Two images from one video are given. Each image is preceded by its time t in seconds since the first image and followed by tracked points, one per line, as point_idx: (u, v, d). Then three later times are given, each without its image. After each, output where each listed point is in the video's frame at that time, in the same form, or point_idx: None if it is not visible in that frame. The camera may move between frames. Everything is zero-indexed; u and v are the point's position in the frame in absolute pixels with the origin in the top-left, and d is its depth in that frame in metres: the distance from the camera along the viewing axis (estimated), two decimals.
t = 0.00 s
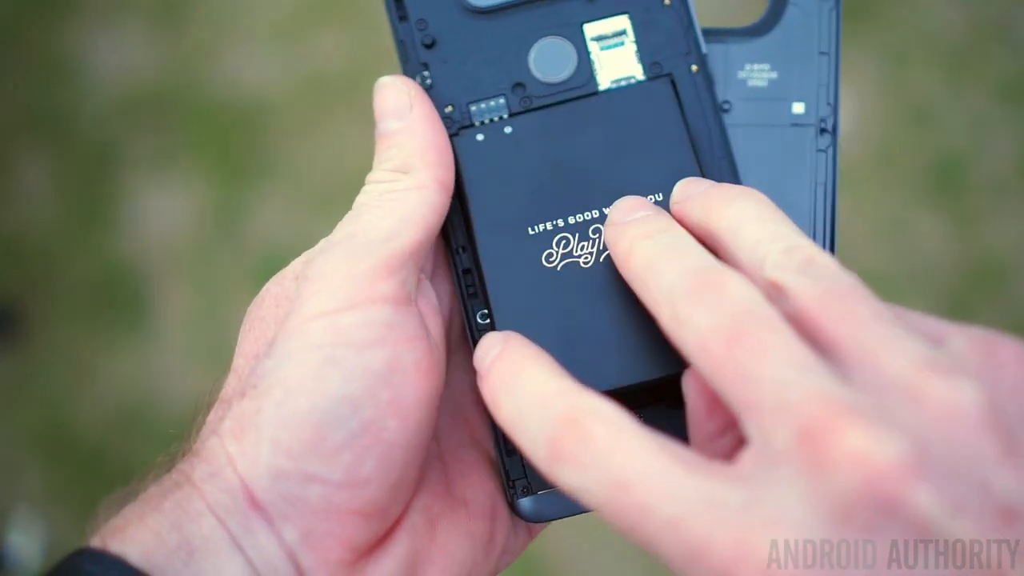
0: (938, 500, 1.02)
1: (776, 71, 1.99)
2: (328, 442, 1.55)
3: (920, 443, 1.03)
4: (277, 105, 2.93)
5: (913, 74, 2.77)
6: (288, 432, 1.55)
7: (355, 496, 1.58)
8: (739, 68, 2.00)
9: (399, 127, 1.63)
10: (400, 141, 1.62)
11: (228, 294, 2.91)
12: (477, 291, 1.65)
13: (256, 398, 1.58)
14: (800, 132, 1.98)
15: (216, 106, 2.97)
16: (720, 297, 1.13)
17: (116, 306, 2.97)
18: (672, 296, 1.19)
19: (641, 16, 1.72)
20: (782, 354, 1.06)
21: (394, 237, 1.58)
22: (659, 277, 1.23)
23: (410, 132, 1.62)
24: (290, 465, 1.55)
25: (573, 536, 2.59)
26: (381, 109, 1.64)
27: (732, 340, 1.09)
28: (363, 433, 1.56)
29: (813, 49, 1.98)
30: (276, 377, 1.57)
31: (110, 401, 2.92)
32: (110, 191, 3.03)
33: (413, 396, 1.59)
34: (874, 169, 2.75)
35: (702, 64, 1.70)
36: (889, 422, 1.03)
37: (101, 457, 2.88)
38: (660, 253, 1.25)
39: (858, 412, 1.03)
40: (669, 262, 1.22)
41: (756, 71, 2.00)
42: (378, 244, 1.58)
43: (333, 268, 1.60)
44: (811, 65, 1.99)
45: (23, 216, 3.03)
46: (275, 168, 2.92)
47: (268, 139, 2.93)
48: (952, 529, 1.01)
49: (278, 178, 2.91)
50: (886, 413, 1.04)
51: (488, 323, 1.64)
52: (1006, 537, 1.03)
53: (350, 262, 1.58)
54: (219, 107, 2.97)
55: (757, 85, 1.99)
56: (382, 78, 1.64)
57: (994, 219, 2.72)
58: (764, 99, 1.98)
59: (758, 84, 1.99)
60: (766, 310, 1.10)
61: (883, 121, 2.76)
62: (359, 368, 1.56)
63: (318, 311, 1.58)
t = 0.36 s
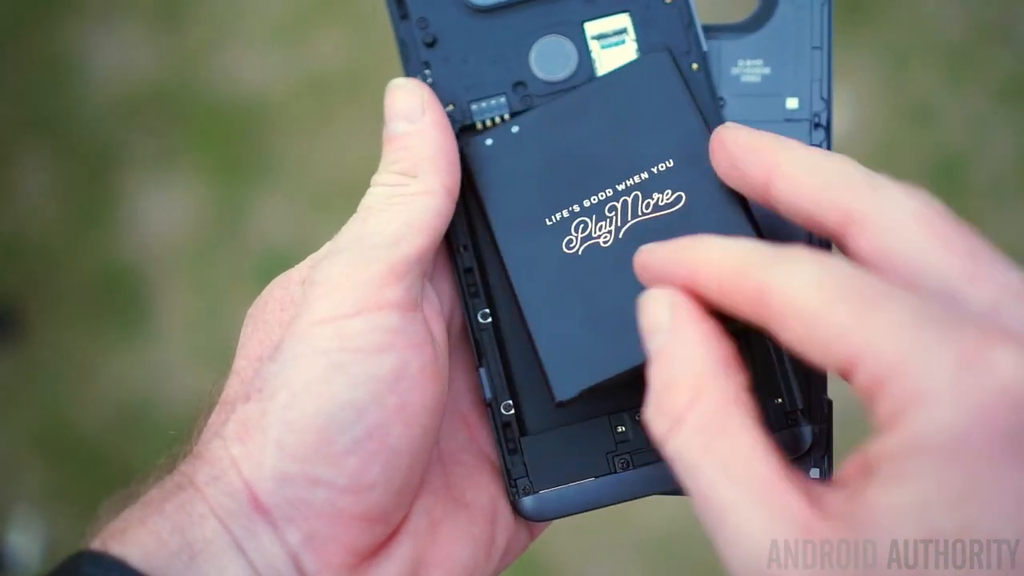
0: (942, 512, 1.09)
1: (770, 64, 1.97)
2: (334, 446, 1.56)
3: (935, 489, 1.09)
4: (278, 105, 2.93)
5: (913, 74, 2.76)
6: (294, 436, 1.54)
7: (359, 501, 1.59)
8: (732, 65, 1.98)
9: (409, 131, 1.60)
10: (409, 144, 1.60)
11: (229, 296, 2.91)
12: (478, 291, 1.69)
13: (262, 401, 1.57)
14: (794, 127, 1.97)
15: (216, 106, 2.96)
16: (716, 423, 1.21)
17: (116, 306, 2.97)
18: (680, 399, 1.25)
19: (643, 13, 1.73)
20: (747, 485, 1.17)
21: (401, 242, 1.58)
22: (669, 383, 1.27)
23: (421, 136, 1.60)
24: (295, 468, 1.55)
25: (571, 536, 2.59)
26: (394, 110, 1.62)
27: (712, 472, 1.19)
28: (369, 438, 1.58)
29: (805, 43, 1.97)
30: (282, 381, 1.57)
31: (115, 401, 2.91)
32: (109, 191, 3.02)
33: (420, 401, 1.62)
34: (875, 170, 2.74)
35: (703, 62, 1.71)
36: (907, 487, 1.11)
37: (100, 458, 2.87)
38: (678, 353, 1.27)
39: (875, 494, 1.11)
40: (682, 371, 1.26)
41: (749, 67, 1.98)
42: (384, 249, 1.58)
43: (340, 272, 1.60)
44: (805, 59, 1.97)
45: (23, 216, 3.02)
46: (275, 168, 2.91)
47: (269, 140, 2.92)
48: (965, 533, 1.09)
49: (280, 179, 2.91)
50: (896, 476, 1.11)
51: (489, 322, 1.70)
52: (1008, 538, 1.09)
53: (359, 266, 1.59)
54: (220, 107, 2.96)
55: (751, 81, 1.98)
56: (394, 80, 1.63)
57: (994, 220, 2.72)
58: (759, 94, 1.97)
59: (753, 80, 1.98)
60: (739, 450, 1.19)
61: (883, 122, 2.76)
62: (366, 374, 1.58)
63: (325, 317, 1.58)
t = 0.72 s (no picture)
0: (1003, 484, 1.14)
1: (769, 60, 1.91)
2: (345, 456, 1.51)
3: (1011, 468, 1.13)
4: (277, 105, 2.92)
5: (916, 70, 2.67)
6: (305, 444, 1.50)
7: (371, 509, 1.56)
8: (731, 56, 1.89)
9: (461, 142, 1.57)
10: (461, 154, 1.57)
11: (228, 295, 2.90)
12: (469, 292, 1.68)
13: (271, 406, 1.53)
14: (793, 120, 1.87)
15: (215, 106, 2.96)
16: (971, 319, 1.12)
17: (116, 305, 2.96)
18: (922, 303, 1.14)
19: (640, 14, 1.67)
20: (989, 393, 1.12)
21: (430, 257, 1.54)
22: (918, 286, 1.14)
23: (472, 150, 1.57)
24: (306, 477, 1.51)
25: (570, 539, 2.59)
26: (451, 115, 1.59)
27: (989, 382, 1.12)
28: (380, 450, 1.54)
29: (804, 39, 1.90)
30: (289, 389, 1.53)
31: (110, 402, 2.91)
32: (108, 190, 3.02)
33: (435, 415, 1.58)
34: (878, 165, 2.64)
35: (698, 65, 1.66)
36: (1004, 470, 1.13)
37: (99, 458, 2.86)
38: (913, 260, 1.15)
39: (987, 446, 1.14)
40: (934, 270, 1.15)
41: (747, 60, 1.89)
42: (411, 261, 1.54)
43: (362, 280, 1.55)
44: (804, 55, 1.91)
45: (23, 216, 3.03)
46: (274, 167, 2.90)
47: (268, 142, 2.91)
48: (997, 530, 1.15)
49: (280, 179, 2.90)
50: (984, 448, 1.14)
51: (480, 323, 1.68)
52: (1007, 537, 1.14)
53: (382, 279, 1.54)
54: (217, 108, 2.95)
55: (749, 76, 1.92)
56: (459, 81, 1.61)
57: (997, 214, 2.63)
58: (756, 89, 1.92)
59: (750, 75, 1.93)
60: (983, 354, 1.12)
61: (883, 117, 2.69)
62: (379, 388, 1.53)
63: (340, 328, 1.53)
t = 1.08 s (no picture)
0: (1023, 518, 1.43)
1: (779, 72, 1.75)
2: (364, 476, 1.48)
3: None
4: (276, 105, 2.91)
5: (913, 75, 2.61)
6: (326, 461, 1.46)
7: (381, 527, 1.53)
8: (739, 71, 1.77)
9: (552, 210, 1.55)
10: (544, 219, 1.55)
11: (230, 297, 2.89)
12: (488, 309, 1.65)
13: (294, 418, 1.48)
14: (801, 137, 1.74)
15: (215, 106, 2.95)
16: None
17: (115, 305, 2.95)
18: None
19: (672, 36, 1.67)
20: None
21: (475, 303, 1.50)
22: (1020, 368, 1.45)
23: (556, 221, 1.56)
24: (321, 491, 1.47)
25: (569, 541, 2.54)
26: (553, 182, 1.58)
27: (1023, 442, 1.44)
28: (398, 473, 1.51)
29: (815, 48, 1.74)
30: (312, 405, 1.48)
31: (109, 403, 2.89)
32: (109, 189, 3.00)
33: (453, 441, 1.55)
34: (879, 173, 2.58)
35: (729, 89, 1.66)
36: None
37: (99, 458, 2.85)
38: None
39: None
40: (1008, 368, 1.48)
41: (757, 74, 1.77)
42: (457, 299, 1.49)
43: (404, 308, 1.49)
44: (814, 67, 1.74)
45: (22, 216, 3.01)
46: (274, 168, 2.89)
47: (269, 143, 2.90)
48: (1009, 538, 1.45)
49: (281, 181, 2.89)
50: None
51: (499, 343, 1.65)
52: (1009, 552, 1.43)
53: (425, 311, 1.48)
54: (221, 109, 2.94)
55: (759, 89, 1.76)
56: (572, 158, 1.62)
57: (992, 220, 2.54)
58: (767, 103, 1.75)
59: (760, 88, 1.76)
60: None
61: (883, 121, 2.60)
62: (404, 415, 1.49)
63: (371, 351, 1.48)
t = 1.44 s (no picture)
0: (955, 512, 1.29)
1: (773, 84, 1.77)
2: (365, 479, 1.47)
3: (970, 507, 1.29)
4: (275, 104, 2.91)
5: (914, 76, 2.62)
6: (326, 464, 1.46)
7: (381, 530, 1.52)
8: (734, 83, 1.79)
9: (550, 217, 1.56)
10: (543, 226, 1.56)
11: (230, 297, 2.89)
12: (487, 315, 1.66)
13: (295, 420, 1.49)
14: (795, 147, 1.74)
15: (214, 106, 2.95)
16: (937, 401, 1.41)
17: (114, 306, 2.94)
18: (896, 381, 1.46)
19: (670, 45, 1.68)
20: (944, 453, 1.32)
21: (477, 308, 1.50)
22: (891, 372, 1.49)
23: (556, 229, 1.56)
24: (323, 494, 1.47)
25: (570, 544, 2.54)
26: (553, 189, 1.59)
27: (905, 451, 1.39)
28: (401, 476, 1.50)
29: (809, 60, 1.75)
30: (314, 408, 1.48)
31: (111, 402, 2.89)
32: (110, 189, 3.01)
33: (453, 444, 1.55)
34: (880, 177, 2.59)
35: (729, 98, 1.66)
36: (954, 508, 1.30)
37: (99, 458, 2.84)
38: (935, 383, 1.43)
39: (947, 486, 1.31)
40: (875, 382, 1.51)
41: (751, 86, 1.78)
42: (456, 305, 1.49)
43: (407, 312, 1.49)
44: (809, 79, 1.75)
45: (23, 215, 3.01)
46: (274, 167, 2.90)
47: (266, 143, 2.91)
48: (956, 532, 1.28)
49: (279, 178, 2.89)
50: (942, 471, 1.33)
51: (497, 348, 1.65)
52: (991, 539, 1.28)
53: (426, 316, 1.48)
54: (218, 107, 2.95)
55: (755, 101, 1.77)
56: (571, 166, 1.63)
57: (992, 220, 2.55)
58: (761, 114, 1.77)
59: (755, 99, 1.78)
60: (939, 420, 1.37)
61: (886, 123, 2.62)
62: (406, 416, 1.48)
63: (372, 354, 1.48)
